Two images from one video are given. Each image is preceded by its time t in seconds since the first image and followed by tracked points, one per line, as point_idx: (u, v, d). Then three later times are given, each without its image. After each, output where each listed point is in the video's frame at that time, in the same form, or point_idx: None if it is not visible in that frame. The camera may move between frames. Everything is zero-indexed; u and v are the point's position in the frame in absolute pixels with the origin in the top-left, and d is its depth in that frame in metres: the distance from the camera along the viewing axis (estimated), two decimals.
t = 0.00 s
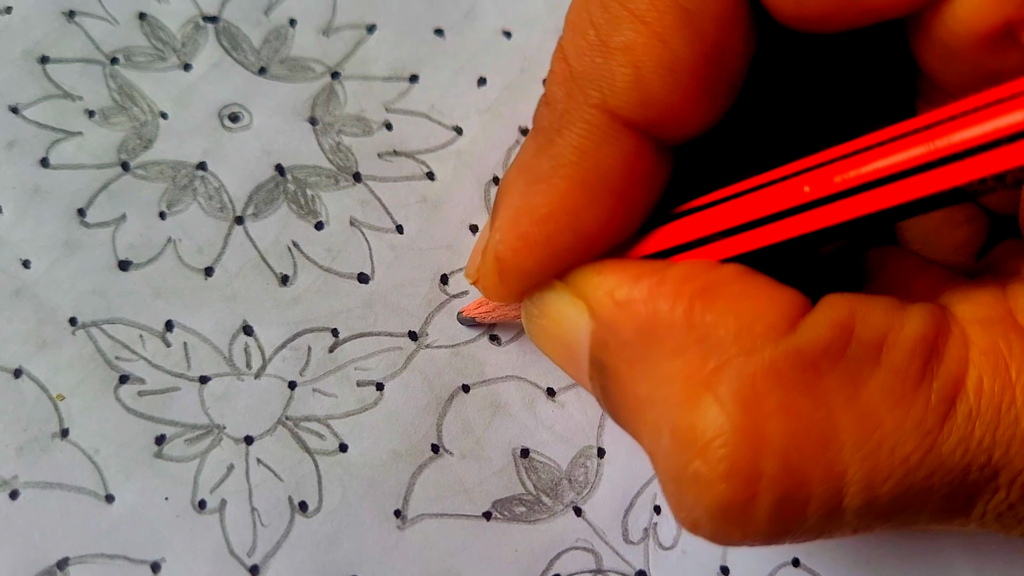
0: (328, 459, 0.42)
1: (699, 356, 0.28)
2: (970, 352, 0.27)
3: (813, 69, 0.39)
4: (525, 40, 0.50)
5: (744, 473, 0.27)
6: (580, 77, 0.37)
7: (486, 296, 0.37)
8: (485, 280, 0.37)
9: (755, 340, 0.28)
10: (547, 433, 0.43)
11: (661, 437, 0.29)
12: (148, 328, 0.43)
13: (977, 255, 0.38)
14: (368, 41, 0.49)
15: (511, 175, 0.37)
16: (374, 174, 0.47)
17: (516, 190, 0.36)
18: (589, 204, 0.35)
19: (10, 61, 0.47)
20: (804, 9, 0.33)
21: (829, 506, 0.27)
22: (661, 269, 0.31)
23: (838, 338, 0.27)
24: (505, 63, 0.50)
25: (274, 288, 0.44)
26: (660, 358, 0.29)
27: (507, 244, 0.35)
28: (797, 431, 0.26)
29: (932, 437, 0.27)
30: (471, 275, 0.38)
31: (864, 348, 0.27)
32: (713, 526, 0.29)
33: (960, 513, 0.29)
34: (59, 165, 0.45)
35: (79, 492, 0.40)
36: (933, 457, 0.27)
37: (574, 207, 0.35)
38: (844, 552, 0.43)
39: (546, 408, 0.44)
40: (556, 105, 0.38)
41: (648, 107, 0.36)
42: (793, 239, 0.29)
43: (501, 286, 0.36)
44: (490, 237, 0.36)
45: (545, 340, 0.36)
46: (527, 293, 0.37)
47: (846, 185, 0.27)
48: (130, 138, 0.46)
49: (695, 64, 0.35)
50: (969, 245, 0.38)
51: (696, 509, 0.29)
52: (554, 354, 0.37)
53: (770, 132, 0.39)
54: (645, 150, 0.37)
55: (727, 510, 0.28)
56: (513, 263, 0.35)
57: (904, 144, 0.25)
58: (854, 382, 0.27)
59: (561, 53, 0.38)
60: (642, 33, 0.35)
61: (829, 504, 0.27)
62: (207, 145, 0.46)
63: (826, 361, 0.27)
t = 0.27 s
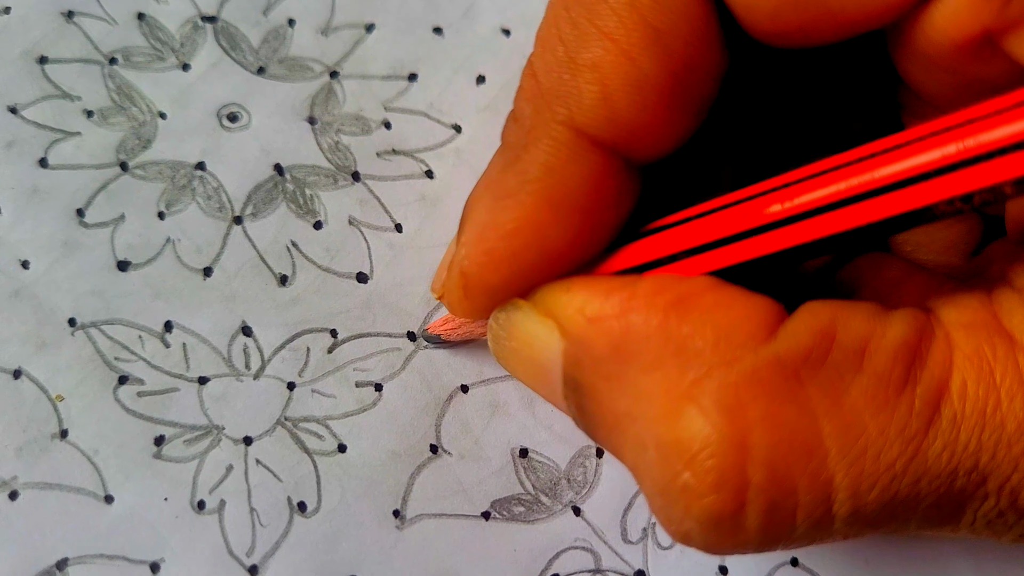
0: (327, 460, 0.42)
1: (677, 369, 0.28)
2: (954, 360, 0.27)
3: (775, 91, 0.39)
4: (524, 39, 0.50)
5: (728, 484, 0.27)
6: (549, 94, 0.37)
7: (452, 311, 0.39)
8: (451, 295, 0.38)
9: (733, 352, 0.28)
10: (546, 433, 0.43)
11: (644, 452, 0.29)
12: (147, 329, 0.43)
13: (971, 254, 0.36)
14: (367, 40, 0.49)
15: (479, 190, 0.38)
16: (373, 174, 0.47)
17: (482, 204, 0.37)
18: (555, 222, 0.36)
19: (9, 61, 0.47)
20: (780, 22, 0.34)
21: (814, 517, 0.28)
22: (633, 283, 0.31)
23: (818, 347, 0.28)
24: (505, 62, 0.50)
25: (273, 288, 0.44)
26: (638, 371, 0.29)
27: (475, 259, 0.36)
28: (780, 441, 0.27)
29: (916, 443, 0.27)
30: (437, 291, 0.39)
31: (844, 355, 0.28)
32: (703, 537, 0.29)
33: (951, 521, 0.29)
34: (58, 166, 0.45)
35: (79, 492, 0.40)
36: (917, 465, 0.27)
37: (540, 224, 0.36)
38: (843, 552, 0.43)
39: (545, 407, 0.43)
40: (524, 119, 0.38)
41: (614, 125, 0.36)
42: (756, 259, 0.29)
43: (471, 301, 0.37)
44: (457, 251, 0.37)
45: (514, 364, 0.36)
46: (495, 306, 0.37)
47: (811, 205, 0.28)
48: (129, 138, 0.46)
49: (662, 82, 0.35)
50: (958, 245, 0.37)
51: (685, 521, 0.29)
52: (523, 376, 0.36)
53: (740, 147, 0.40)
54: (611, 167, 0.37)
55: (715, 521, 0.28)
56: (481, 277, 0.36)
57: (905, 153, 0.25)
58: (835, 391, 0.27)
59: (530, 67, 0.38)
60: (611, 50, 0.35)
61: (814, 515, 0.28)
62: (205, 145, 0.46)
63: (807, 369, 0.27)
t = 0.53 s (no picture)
0: (329, 455, 0.41)
1: (744, 289, 0.28)
2: (1013, 298, 0.28)
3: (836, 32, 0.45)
4: (527, 34, 0.50)
5: (787, 406, 0.26)
6: (625, 7, 0.38)
7: (518, 239, 0.40)
8: (520, 218, 0.39)
9: (803, 274, 0.28)
10: (550, 428, 0.43)
11: (699, 375, 0.28)
12: (147, 322, 0.42)
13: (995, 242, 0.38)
14: (369, 34, 0.49)
15: (551, 114, 0.39)
16: (375, 167, 0.46)
17: (558, 125, 0.39)
18: (631, 139, 0.37)
19: (8, 52, 0.46)
20: None
21: (871, 447, 0.27)
22: (705, 207, 0.31)
23: (886, 275, 0.28)
24: (507, 56, 0.50)
25: (274, 281, 0.43)
26: (702, 293, 0.29)
27: (548, 178, 0.38)
28: (845, 362, 0.26)
29: (977, 378, 0.27)
30: (503, 216, 0.40)
31: (912, 286, 0.28)
32: (748, 466, 0.28)
33: (989, 471, 0.29)
34: (58, 157, 0.45)
35: (77, 487, 0.40)
36: (977, 399, 0.27)
37: (616, 143, 0.37)
38: (847, 548, 0.43)
39: (548, 402, 0.43)
40: (601, 39, 0.39)
41: (694, 40, 0.37)
42: (826, 181, 0.32)
43: (537, 223, 0.39)
44: (530, 171, 0.39)
45: (576, 289, 0.36)
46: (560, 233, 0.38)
47: (881, 128, 0.30)
48: (130, 130, 0.46)
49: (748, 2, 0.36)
50: (989, 226, 0.41)
51: (734, 446, 0.28)
52: (585, 302, 0.36)
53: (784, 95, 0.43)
54: (689, 88, 0.38)
55: (766, 446, 0.27)
56: (553, 200, 0.38)
57: (922, 96, 0.29)
58: (902, 318, 0.27)
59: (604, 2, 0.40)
60: None
61: (871, 444, 0.27)
62: (206, 137, 0.46)
63: (875, 296, 0.27)
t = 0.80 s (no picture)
0: (331, 455, 0.42)
1: (712, 325, 0.29)
2: (980, 328, 0.28)
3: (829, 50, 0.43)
4: (527, 38, 0.50)
5: (750, 440, 0.27)
6: (602, 47, 0.38)
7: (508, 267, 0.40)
8: (507, 248, 0.39)
9: (769, 309, 0.28)
10: (549, 429, 0.43)
11: (671, 406, 0.30)
12: (150, 324, 0.43)
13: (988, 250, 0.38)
14: (370, 38, 0.49)
15: (534, 148, 0.39)
16: (376, 172, 0.47)
17: (539, 162, 0.38)
18: (612, 173, 0.37)
19: (13, 58, 0.47)
20: None
21: (835, 476, 0.28)
22: (678, 242, 0.32)
23: (850, 310, 0.28)
24: (507, 60, 0.50)
25: (276, 284, 0.44)
26: (673, 327, 0.30)
27: (531, 213, 0.37)
28: (804, 400, 0.27)
29: (938, 409, 0.28)
30: (494, 245, 0.40)
31: (875, 320, 0.28)
32: (718, 493, 0.29)
33: (959, 491, 0.30)
34: (62, 161, 0.45)
35: (82, 488, 0.40)
36: (938, 429, 0.28)
37: (596, 177, 0.37)
38: (846, 548, 0.43)
39: (548, 404, 0.44)
40: (580, 75, 0.39)
41: (669, 77, 0.37)
42: (805, 216, 0.31)
43: (524, 255, 0.38)
44: (513, 206, 0.38)
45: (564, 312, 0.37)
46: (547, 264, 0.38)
47: (863, 164, 0.29)
48: (132, 134, 0.46)
49: (718, 36, 0.36)
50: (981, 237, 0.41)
51: (704, 476, 0.29)
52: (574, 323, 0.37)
53: (772, 121, 0.43)
54: (667, 121, 0.38)
55: (732, 476, 0.28)
56: (537, 235, 0.37)
57: (892, 136, 0.28)
58: (863, 354, 0.28)
59: (583, 29, 0.39)
60: (664, 6, 0.36)
61: (834, 474, 0.28)
62: (209, 141, 0.46)
63: (837, 332, 0.28)
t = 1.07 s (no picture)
0: (331, 453, 0.41)
1: (771, 298, 0.27)
2: None
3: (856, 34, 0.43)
4: (528, 34, 0.50)
5: (818, 419, 0.25)
6: (648, 14, 0.37)
7: (544, 254, 0.39)
8: (546, 231, 0.38)
9: (830, 283, 0.27)
10: (552, 427, 0.43)
11: (725, 387, 0.28)
12: (149, 321, 0.42)
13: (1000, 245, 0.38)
14: (371, 34, 0.49)
15: (574, 125, 0.38)
16: (377, 167, 0.46)
17: (582, 137, 0.37)
18: (658, 147, 0.36)
19: (11, 52, 0.46)
20: None
21: (903, 458, 0.26)
22: (730, 217, 0.30)
23: (914, 284, 0.27)
24: (509, 56, 0.50)
25: (276, 280, 0.44)
26: (729, 303, 0.28)
27: (573, 191, 0.37)
28: (874, 375, 0.25)
29: (1008, 388, 0.26)
30: (527, 231, 0.39)
31: (939, 295, 0.27)
32: (777, 480, 0.27)
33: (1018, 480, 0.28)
34: (61, 156, 0.45)
35: (80, 486, 0.40)
36: (1008, 409, 0.26)
37: (642, 151, 0.36)
38: (851, 547, 0.43)
39: (551, 401, 0.43)
40: (624, 46, 0.38)
41: (720, 46, 0.36)
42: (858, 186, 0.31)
43: (565, 236, 0.37)
44: (553, 187, 0.38)
45: (603, 296, 0.36)
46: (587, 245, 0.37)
47: (918, 131, 0.29)
48: (132, 129, 0.46)
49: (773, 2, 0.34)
50: (996, 230, 0.41)
51: (762, 459, 0.27)
52: (610, 312, 0.36)
53: (804, 106, 0.43)
54: (716, 93, 0.37)
55: (796, 460, 0.26)
56: (578, 214, 0.36)
57: (925, 107, 0.29)
58: (929, 329, 0.26)
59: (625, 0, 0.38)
60: None
61: (901, 456, 0.26)
62: (208, 136, 0.46)
63: (904, 306, 0.27)
